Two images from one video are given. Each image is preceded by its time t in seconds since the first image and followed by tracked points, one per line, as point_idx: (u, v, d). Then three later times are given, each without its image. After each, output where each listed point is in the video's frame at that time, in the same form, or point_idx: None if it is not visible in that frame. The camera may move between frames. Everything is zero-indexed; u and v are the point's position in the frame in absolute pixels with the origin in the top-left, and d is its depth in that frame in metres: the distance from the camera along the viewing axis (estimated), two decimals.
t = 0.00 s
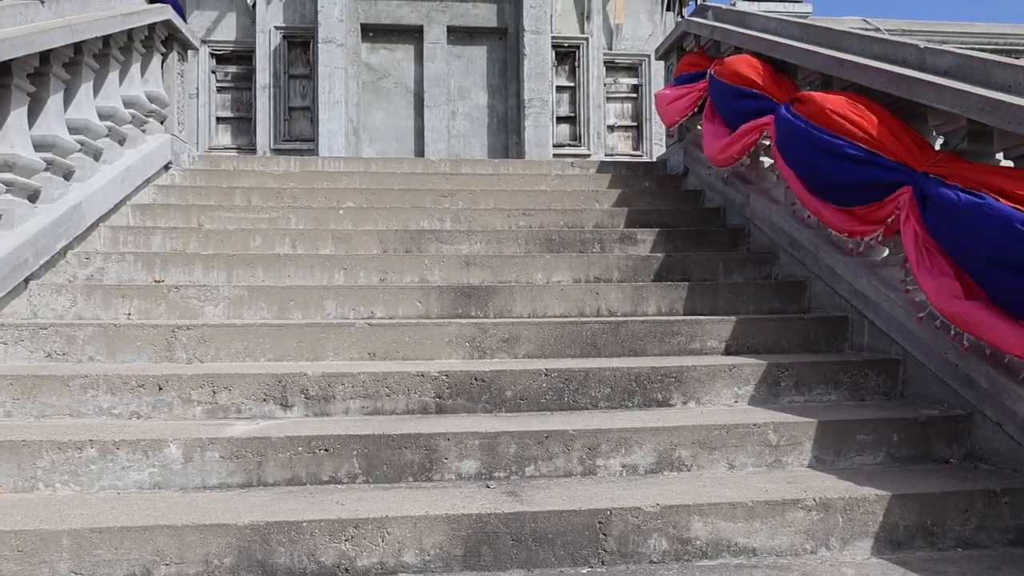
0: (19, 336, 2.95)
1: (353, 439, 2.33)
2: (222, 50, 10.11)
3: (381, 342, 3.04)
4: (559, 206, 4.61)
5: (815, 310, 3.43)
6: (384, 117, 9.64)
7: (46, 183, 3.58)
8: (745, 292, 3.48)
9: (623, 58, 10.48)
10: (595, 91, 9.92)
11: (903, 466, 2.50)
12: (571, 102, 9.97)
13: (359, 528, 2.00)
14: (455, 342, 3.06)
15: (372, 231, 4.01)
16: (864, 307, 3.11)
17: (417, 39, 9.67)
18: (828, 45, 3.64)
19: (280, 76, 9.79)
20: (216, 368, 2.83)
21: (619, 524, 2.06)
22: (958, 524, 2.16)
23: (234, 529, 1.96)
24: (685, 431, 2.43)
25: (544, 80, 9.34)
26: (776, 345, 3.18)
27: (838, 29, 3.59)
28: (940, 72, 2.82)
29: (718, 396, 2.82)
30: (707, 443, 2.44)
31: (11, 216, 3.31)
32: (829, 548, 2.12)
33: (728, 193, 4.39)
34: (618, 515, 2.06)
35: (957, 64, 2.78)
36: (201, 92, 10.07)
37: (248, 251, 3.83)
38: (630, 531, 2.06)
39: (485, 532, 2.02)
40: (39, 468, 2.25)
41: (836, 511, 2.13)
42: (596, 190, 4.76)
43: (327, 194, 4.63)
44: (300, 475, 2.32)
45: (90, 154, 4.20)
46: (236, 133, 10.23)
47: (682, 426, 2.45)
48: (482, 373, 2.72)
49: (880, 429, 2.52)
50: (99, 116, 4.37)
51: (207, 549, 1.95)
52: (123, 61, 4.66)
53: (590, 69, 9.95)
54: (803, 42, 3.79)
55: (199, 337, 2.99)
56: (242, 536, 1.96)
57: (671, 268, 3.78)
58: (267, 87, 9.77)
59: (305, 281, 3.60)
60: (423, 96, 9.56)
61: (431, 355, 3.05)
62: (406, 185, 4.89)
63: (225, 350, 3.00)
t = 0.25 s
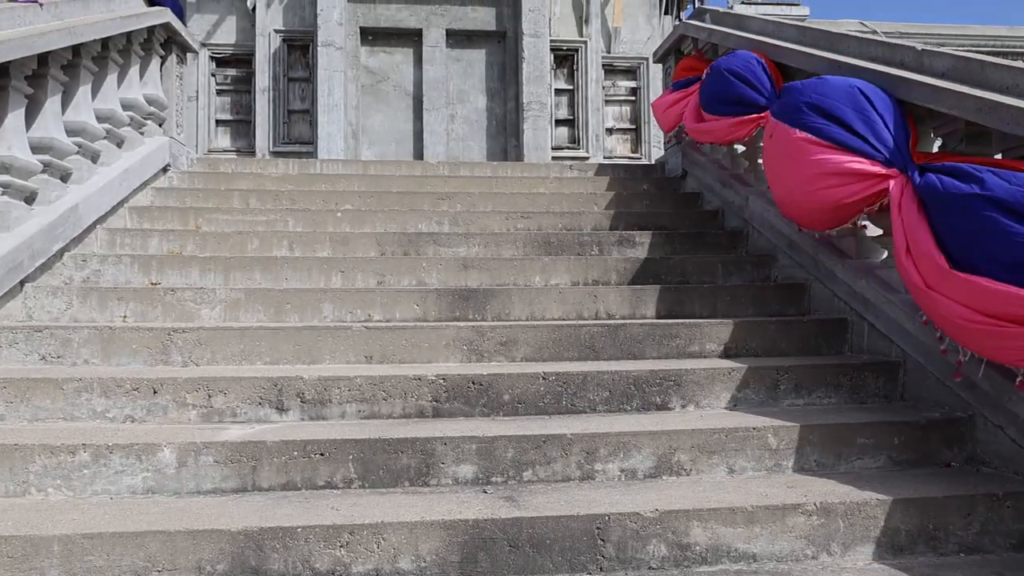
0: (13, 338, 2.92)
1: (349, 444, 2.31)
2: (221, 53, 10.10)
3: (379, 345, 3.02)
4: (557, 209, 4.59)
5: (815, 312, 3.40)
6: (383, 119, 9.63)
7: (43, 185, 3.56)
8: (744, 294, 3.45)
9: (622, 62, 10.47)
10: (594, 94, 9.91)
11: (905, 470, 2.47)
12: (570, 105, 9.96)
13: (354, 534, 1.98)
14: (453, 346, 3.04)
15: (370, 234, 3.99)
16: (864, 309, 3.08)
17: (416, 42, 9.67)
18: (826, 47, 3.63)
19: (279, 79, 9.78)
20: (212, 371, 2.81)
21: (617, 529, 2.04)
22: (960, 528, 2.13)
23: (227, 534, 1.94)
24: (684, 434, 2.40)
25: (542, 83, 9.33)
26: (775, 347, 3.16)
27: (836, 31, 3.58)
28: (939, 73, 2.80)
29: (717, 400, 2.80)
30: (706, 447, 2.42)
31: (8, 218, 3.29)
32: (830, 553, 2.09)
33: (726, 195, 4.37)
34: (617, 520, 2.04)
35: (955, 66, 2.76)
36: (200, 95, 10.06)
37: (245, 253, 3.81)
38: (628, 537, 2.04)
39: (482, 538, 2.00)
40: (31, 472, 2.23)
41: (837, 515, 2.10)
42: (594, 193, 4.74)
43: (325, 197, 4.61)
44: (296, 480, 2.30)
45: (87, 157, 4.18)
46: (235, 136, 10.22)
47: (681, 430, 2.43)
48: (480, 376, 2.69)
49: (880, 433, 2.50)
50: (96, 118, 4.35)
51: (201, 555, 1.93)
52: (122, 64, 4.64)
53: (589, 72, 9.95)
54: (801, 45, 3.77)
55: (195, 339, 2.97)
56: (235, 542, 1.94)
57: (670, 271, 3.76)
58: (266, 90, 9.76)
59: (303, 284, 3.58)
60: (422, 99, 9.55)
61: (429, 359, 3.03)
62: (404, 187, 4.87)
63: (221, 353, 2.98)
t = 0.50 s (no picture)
0: (9, 357, 2.91)
1: (345, 465, 2.28)
2: (223, 71, 10.17)
3: (376, 364, 3.00)
4: (556, 226, 4.58)
5: (816, 330, 3.38)
6: (383, 136, 9.67)
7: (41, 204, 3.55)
8: (744, 312, 3.43)
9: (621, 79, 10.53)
10: (593, 111, 9.96)
11: (908, 491, 2.44)
12: (569, 122, 10.00)
13: (349, 559, 1.94)
14: (451, 365, 3.01)
15: (369, 251, 3.98)
16: (864, 327, 3.06)
17: (416, 60, 9.73)
18: (823, 65, 3.65)
19: (280, 97, 9.84)
20: (208, 391, 2.78)
21: (617, 553, 2.00)
22: (966, 551, 2.10)
23: (219, 560, 1.90)
24: (684, 455, 2.38)
25: (542, 100, 9.37)
26: (776, 366, 3.13)
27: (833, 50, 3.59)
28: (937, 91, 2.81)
29: (717, 419, 2.77)
30: (707, 468, 2.39)
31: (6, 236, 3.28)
32: None
33: (725, 213, 4.36)
34: (617, 544, 2.01)
35: (952, 84, 2.77)
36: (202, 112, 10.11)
37: (243, 271, 3.80)
38: (629, 561, 2.00)
39: (479, 562, 1.96)
40: (22, 495, 2.20)
41: (841, 538, 2.07)
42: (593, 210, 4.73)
43: (325, 214, 4.61)
44: (291, 502, 2.27)
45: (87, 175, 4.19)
46: (235, 153, 10.25)
47: (681, 451, 2.40)
48: (478, 396, 2.67)
49: (883, 453, 2.47)
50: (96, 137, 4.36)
51: None
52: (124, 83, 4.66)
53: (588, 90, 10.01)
54: (798, 64, 3.79)
55: (191, 358, 2.94)
56: (228, 567, 1.90)
57: (669, 288, 3.74)
58: (267, 108, 9.81)
59: (301, 302, 3.56)
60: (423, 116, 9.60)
61: (427, 378, 3.01)
62: (404, 205, 4.87)
63: (218, 372, 2.96)
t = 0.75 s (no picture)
0: (4, 384, 2.89)
1: (342, 494, 2.26)
2: (225, 95, 10.26)
3: (375, 390, 2.98)
4: (556, 250, 4.58)
5: (816, 355, 3.36)
6: (383, 160, 9.73)
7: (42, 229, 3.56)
8: (745, 337, 3.42)
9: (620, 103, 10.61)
10: (593, 135, 10.02)
11: (913, 520, 2.41)
12: (569, 146, 10.07)
13: None
14: (450, 390, 2.99)
15: (368, 276, 3.98)
16: (865, 352, 3.05)
17: (417, 85, 9.83)
18: (820, 91, 3.68)
19: (281, 121, 9.91)
20: (204, 417, 2.76)
21: None
22: None
23: None
24: (685, 483, 2.35)
25: (541, 124, 9.45)
26: (777, 391, 3.11)
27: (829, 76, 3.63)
28: (934, 117, 2.83)
29: (719, 446, 2.74)
30: (709, 497, 2.36)
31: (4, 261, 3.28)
32: None
33: (725, 236, 4.37)
34: None
35: (948, 110, 2.79)
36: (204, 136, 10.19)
37: (243, 296, 3.80)
38: None
39: None
40: (15, 524, 2.17)
41: (845, 569, 2.04)
42: (593, 234, 4.74)
43: (325, 239, 4.61)
44: (287, 531, 2.23)
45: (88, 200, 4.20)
46: (236, 176, 10.30)
47: (683, 478, 2.38)
48: (477, 423, 2.65)
49: (886, 480, 2.44)
50: (98, 162, 4.39)
51: None
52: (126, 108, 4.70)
53: (587, 114, 10.09)
54: (795, 89, 3.82)
55: (189, 385, 2.93)
56: None
57: (669, 313, 3.73)
58: (269, 132, 9.88)
59: (300, 328, 3.55)
60: (423, 140, 9.67)
61: (425, 404, 2.99)
62: (404, 229, 4.89)
63: (215, 399, 2.94)
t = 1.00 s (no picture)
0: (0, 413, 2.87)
1: (340, 526, 2.23)
2: (228, 122, 10.36)
3: (374, 419, 2.95)
4: (557, 276, 4.59)
5: (819, 383, 3.34)
6: (385, 186, 9.79)
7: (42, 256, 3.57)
8: (746, 364, 3.40)
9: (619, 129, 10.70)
10: (592, 160, 10.09)
11: (920, 552, 2.37)
12: (569, 172, 10.13)
13: None
14: (450, 419, 2.97)
15: (368, 303, 3.98)
16: (868, 379, 3.03)
17: (418, 112, 9.93)
18: (818, 119, 3.71)
19: (283, 147, 9.99)
20: (202, 447, 2.73)
21: None
22: None
23: None
24: (688, 514, 2.32)
25: (541, 150, 9.51)
26: (780, 419, 3.08)
27: (827, 104, 3.66)
28: (932, 145, 2.85)
29: (721, 475, 2.71)
30: (711, 528, 2.33)
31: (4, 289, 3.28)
32: None
33: (725, 262, 4.37)
34: None
35: (946, 139, 2.81)
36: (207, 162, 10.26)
37: (242, 323, 3.79)
38: None
39: None
40: (6, 558, 2.13)
41: None
42: (593, 260, 4.75)
43: (325, 265, 4.62)
44: (283, 565, 2.20)
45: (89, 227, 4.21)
46: (238, 202, 10.36)
47: (685, 509, 2.34)
48: (477, 453, 2.63)
49: (891, 511, 2.41)
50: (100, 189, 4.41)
51: None
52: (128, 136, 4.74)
53: (587, 140, 10.17)
54: (793, 117, 3.85)
55: (186, 414, 2.91)
56: None
57: (670, 339, 3.72)
58: (271, 158, 9.95)
59: (300, 356, 3.54)
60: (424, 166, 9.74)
61: (425, 433, 2.96)
62: (404, 255, 4.90)
63: (212, 428, 2.91)
